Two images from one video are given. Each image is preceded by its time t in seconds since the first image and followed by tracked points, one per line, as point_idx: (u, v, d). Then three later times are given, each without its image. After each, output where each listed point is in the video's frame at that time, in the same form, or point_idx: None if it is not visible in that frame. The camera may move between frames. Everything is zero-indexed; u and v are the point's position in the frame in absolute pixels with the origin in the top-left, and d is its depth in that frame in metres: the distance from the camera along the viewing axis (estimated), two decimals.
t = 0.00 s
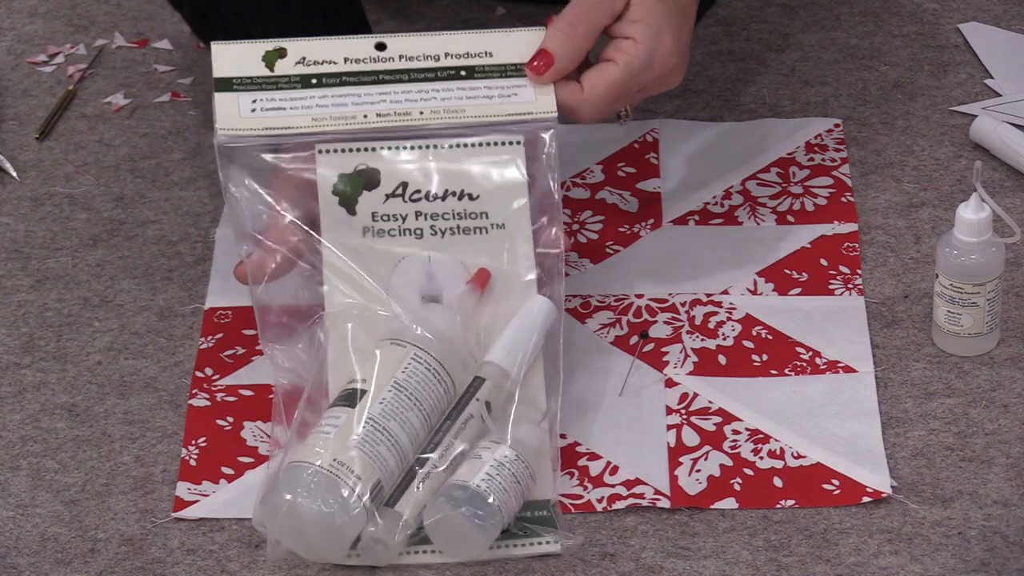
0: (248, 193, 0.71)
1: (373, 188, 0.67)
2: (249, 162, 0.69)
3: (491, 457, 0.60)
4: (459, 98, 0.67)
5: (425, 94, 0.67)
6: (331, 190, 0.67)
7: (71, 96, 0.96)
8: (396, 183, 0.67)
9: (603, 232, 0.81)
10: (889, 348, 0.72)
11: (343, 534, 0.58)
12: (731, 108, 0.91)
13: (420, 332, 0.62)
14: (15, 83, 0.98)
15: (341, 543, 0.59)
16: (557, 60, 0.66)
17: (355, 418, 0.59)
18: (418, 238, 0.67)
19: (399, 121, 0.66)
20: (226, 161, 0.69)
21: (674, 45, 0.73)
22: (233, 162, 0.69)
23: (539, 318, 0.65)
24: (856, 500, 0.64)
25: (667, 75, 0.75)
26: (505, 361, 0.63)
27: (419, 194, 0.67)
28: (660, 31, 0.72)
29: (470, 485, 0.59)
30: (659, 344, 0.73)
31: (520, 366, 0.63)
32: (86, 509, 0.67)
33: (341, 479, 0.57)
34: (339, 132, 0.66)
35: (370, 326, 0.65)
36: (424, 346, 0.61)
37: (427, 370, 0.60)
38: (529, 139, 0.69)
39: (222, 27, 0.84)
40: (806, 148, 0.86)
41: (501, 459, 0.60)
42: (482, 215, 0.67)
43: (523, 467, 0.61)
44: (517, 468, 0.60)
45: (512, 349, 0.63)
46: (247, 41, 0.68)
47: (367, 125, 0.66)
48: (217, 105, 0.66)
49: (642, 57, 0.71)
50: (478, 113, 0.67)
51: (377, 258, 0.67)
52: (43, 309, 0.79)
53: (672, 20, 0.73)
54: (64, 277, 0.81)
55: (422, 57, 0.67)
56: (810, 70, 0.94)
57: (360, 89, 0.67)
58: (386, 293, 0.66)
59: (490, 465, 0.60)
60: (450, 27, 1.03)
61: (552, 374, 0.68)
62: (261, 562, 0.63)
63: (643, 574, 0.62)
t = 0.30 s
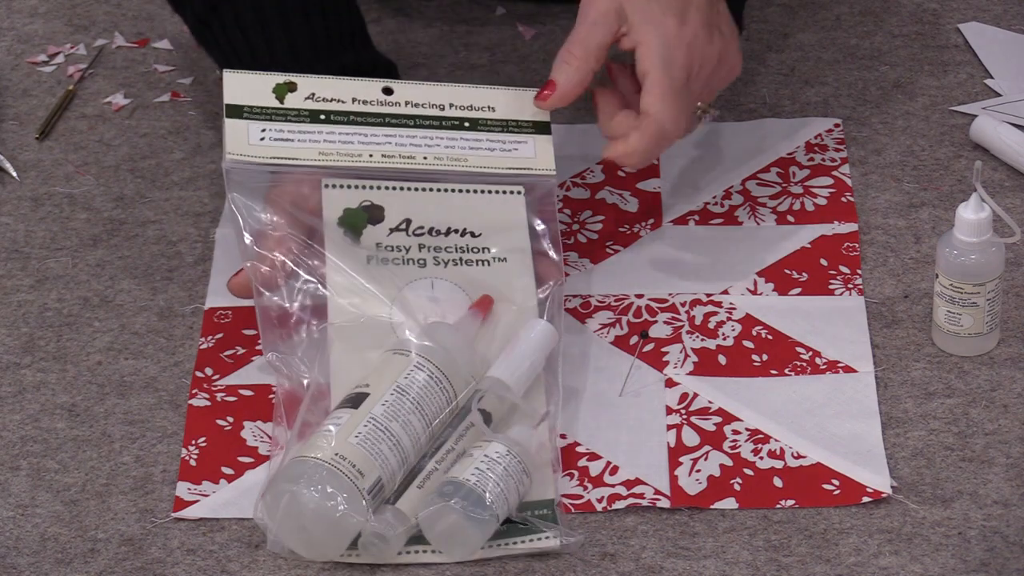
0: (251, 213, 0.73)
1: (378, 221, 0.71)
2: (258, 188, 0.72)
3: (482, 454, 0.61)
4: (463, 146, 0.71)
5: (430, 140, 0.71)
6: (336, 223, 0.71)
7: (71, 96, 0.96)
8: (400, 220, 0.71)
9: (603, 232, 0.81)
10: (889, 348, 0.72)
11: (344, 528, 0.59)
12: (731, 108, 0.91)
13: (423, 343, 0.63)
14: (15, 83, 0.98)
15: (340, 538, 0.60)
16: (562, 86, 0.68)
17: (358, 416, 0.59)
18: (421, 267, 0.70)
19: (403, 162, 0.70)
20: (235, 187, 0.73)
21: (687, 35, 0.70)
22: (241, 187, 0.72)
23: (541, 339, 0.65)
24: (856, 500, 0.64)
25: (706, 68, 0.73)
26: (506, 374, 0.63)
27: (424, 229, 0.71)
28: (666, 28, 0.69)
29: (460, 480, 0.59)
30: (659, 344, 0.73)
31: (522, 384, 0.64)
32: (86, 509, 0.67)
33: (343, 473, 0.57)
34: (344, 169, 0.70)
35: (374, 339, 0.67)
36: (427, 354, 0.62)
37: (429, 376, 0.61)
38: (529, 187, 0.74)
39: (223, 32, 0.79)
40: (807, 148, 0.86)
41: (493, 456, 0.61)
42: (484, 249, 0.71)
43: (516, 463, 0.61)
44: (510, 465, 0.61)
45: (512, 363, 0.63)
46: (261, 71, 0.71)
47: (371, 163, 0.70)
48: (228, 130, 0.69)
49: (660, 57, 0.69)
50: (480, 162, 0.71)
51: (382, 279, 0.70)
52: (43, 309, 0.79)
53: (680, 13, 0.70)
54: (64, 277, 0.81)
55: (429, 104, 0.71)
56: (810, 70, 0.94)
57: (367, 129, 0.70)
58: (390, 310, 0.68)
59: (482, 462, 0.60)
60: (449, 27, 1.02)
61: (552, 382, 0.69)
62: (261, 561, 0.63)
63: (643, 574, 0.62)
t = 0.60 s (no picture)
0: (253, 216, 0.74)
1: (379, 220, 0.71)
2: (258, 191, 0.73)
3: (484, 455, 0.61)
4: (464, 144, 0.72)
5: (431, 138, 0.71)
6: (337, 223, 0.71)
7: (71, 96, 0.96)
8: (400, 219, 0.71)
9: (603, 232, 0.81)
10: (889, 348, 0.72)
11: (343, 527, 0.59)
12: (731, 108, 0.91)
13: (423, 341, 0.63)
14: (15, 83, 0.98)
15: (339, 538, 0.60)
16: (557, 92, 0.67)
17: (357, 416, 0.59)
18: (421, 265, 0.70)
19: (405, 162, 0.71)
20: (234, 191, 0.73)
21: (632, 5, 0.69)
22: (240, 191, 0.73)
23: (541, 334, 0.65)
24: (856, 500, 0.64)
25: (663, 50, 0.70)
26: (506, 371, 0.63)
27: (425, 227, 0.71)
28: (610, 1, 0.68)
29: (462, 481, 0.59)
30: (659, 344, 0.73)
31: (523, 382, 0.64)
32: (86, 509, 0.67)
33: (341, 473, 0.57)
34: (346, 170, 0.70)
35: (374, 337, 0.67)
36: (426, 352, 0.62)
37: (429, 376, 0.61)
38: (529, 183, 0.74)
39: (226, 37, 0.79)
40: (806, 148, 0.86)
41: (494, 456, 0.60)
42: (484, 244, 0.71)
43: (517, 463, 0.61)
44: (510, 465, 0.60)
45: (513, 360, 0.64)
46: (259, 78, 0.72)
47: (373, 164, 0.70)
48: (229, 136, 0.70)
49: (606, 28, 0.67)
50: (481, 159, 0.72)
51: (383, 277, 0.69)
52: (43, 309, 0.79)
53: None
54: (64, 277, 0.81)
55: (431, 105, 0.72)
56: (810, 70, 0.94)
57: (369, 131, 0.71)
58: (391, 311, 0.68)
59: (483, 463, 0.60)
60: (450, 27, 1.02)
61: (552, 382, 0.69)
62: (261, 562, 0.63)
63: (643, 574, 0.62)
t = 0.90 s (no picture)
0: (252, 220, 0.74)
1: (378, 222, 0.70)
2: (257, 196, 0.74)
3: (484, 454, 0.61)
4: (463, 149, 0.72)
5: (429, 144, 0.72)
6: (336, 225, 0.70)
7: (71, 96, 0.96)
8: (399, 220, 0.71)
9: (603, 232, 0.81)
10: (889, 348, 0.72)
11: (342, 527, 0.59)
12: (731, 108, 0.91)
13: (422, 340, 0.63)
14: (15, 83, 0.98)
15: (339, 538, 0.59)
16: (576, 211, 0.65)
17: (356, 416, 0.59)
18: (419, 265, 0.70)
19: (404, 167, 0.71)
20: (234, 195, 0.74)
21: (654, 104, 0.64)
22: (240, 195, 0.74)
23: (537, 331, 0.65)
24: (856, 500, 0.64)
25: (692, 143, 0.64)
26: (504, 368, 0.64)
27: (423, 228, 0.71)
28: (626, 105, 0.64)
29: (462, 481, 0.59)
30: (658, 344, 0.73)
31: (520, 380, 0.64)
32: (86, 509, 0.67)
33: (340, 473, 0.58)
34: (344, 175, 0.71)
35: (371, 338, 0.67)
36: (425, 352, 0.62)
37: (428, 374, 0.61)
38: (529, 186, 0.74)
39: (224, 46, 0.78)
40: (806, 148, 0.86)
41: (494, 456, 0.61)
42: (483, 244, 0.70)
43: (517, 463, 0.61)
44: (511, 465, 0.61)
45: (512, 360, 0.64)
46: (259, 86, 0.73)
47: (372, 169, 0.71)
48: (228, 141, 0.70)
49: (624, 135, 0.63)
50: (480, 163, 0.72)
51: (382, 277, 0.69)
52: (43, 309, 0.79)
53: (646, 85, 0.65)
54: (64, 277, 0.81)
55: (428, 111, 0.72)
56: (810, 70, 0.94)
57: (367, 136, 0.72)
58: (388, 313, 0.68)
59: (483, 463, 0.60)
60: (450, 27, 1.02)
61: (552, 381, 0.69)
62: (261, 561, 0.63)
63: (643, 574, 0.62)
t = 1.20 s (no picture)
0: (252, 219, 0.74)
1: (378, 220, 0.70)
2: (257, 194, 0.73)
3: (487, 455, 0.61)
4: (464, 151, 0.72)
5: (430, 146, 0.72)
6: (335, 224, 0.70)
7: (71, 96, 0.96)
8: (398, 218, 0.71)
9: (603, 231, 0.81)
10: (889, 348, 0.72)
11: (341, 529, 0.59)
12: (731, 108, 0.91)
13: (420, 338, 0.63)
14: (15, 83, 0.98)
15: (339, 539, 0.59)
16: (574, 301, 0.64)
17: (355, 416, 0.60)
18: (418, 261, 0.70)
19: (405, 167, 0.71)
20: (234, 194, 0.73)
21: (648, 204, 0.61)
22: (240, 193, 0.73)
23: (538, 323, 0.65)
24: (856, 500, 0.64)
25: (688, 241, 0.62)
26: (505, 364, 0.63)
27: (423, 225, 0.71)
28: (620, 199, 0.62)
29: (465, 481, 0.60)
30: (659, 344, 0.73)
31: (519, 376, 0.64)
32: (86, 509, 0.67)
33: (339, 474, 0.58)
34: (345, 174, 0.71)
35: (370, 335, 0.67)
36: (423, 349, 0.62)
37: (427, 372, 0.61)
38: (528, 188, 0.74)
39: (219, 50, 0.78)
40: (806, 148, 0.86)
41: (496, 457, 0.61)
42: (482, 240, 0.71)
43: (519, 464, 0.61)
44: (513, 465, 0.61)
45: (512, 355, 0.64)
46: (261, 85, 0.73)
47: (373, 169, 0.71)
48: (230, 140, 0.70)
49: (615, 241, 0.61)
50: (482, 166, 0.72)
51: (381, 274, 0.69)
52: (43, 309, 0.79)
53: (643, 180, 0.62)
54: (64, 277, 0.81)
55: (431, 113, 0.73)
56: (810, 70, 0.94)
57: (369, 137, 0.72)
58: (387, 309, 0.68)
59: (486, 463, 0.60)
60: (450, 27, 1.03)
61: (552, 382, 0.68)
62: (261, 561, 0.63)
63: (643, 574, 0.62)
